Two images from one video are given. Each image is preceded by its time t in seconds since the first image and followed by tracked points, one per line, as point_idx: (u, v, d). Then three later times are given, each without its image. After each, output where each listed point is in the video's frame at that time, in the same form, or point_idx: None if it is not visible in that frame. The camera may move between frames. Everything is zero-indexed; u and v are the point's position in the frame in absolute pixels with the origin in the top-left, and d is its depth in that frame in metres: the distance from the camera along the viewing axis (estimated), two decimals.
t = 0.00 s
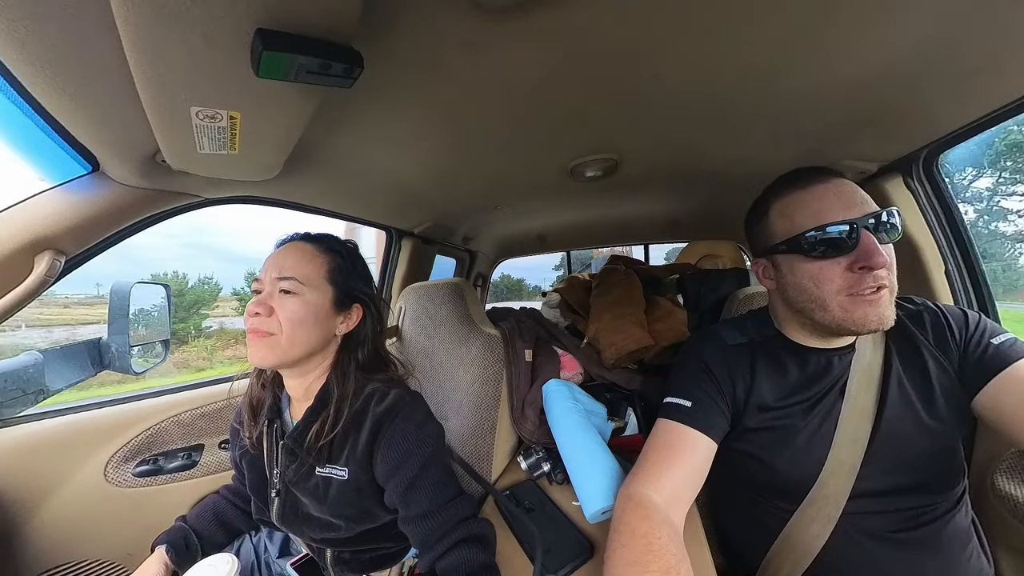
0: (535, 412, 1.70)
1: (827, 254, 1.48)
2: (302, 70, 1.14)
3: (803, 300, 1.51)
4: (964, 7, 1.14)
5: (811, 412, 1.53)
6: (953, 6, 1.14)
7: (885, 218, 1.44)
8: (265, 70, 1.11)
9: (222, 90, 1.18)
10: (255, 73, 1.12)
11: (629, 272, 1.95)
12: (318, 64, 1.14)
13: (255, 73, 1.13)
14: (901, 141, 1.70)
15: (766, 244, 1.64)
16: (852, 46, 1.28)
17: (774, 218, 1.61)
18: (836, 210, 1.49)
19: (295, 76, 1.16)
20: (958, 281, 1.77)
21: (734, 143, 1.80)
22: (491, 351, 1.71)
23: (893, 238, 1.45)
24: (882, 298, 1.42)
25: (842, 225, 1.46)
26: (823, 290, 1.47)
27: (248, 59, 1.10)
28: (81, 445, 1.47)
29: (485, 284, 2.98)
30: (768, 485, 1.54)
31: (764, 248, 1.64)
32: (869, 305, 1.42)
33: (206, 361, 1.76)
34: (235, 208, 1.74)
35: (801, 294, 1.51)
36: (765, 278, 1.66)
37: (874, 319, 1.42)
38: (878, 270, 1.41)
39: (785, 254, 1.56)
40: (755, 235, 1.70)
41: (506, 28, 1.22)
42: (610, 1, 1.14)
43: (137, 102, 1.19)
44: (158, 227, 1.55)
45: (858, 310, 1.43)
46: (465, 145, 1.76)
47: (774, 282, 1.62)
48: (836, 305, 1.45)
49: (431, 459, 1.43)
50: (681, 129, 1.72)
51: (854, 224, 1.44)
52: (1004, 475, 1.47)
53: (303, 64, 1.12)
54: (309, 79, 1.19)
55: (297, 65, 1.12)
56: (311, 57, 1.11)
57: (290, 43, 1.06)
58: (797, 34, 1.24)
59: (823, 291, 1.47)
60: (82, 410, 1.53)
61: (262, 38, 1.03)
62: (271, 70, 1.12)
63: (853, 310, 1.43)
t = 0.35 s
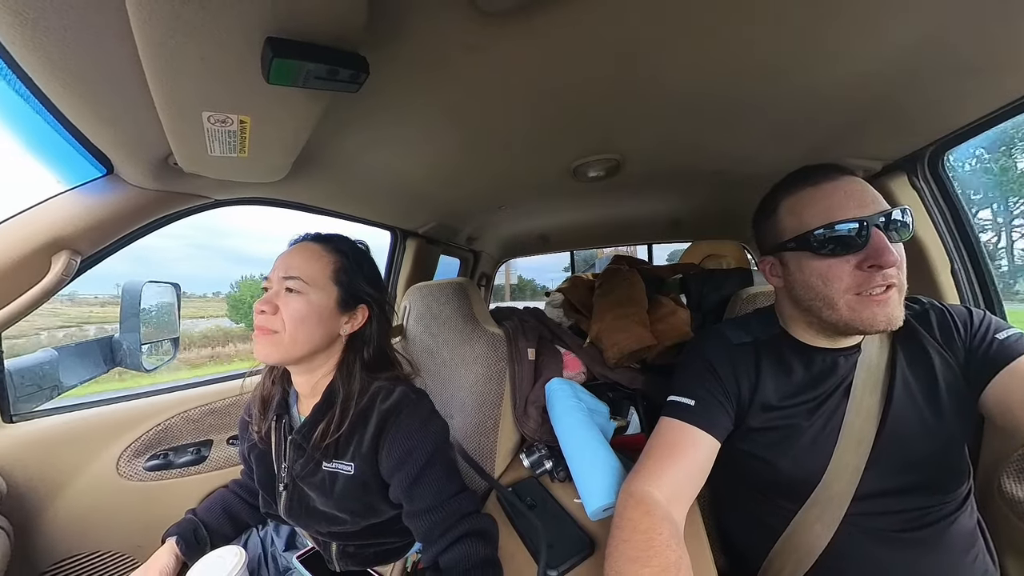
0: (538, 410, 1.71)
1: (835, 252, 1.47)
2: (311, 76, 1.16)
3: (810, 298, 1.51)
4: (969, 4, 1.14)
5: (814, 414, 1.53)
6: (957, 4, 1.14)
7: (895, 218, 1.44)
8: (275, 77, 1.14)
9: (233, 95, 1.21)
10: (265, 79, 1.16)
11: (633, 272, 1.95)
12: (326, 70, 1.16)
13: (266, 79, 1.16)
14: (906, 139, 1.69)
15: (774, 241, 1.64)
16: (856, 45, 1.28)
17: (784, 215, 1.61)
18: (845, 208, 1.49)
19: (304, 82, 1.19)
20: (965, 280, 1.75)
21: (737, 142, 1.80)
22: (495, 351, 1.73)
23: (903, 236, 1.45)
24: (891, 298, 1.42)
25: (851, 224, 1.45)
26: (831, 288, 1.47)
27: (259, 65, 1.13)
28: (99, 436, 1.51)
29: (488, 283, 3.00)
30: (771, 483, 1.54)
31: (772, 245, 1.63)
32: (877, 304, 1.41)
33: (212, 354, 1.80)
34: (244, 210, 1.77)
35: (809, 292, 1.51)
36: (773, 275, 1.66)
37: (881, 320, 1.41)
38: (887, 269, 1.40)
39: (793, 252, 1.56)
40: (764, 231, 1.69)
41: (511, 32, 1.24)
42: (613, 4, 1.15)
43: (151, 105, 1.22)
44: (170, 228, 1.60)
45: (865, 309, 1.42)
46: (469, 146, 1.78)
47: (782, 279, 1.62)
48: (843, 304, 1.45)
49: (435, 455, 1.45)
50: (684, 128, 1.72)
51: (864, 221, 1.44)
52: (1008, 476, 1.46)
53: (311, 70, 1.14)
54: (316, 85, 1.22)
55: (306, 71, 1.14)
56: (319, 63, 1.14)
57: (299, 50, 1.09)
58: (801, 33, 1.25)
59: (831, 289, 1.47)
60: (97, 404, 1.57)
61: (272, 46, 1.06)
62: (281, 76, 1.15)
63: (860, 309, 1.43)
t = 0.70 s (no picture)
0: (542, 412, 1.70)
1: (845, 250, 1.44)
2: (313, 75, 1.17)
3: (820, 298, 1.47)
4: None
5: (824, 417, 1.50)
6: None
7: (905, 214, 1.40)
8: (276, 77, 1.14)
9: (236, 96, 1.22)
10: (267, 79, 1.16)
11: (640, 273, 1.91)
12: (328, 69, 1.16)
13: (266, 78, 1.16)
14: (919, 135, 1.65)
15: (782, 241, 1.60)
16: (869, 38, 1.25)
17: (791, 214, 1.57)
18: (854, 204, 1.45)
19: (305, 82, 1.19)
20: (981, 280, 1.70)
21: (745, 139, 1.77)
22: (499, 352, 1.73)
23: (913, 233, 1.42)
24: (902, 298, 1.38)
25: (861, 221, 1.42)
26: (841, 287, 1.43)
27: (260, 64, 1.13)
28: (106, 433, 1.53)
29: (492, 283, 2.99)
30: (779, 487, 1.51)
31: (780, 244, 1.60)
32: (888, 308, 1.39)
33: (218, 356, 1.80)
34: (247, 210, 1.77)
35: (818, 292, 1.48)
36: (781, 276, 1.62)
37: (893, 321, 1.38)
38: (898, 265, 1.36)
39: (802, 250, 1.53)
40: (770, 231, 1.66)
41: (514, 29, 1.23)
42: None
43: (156, 107, 1.23)
44: (177, 229, 1.61)
45: (876, 312, 1.39)
46: (473, 146, 1.77)
47: (791, 280, 1.58)
48: (854, 304, 1.41)
49: (437, 458, 1.45)
50: (691, 125, 1.69)
51: (873, 218, 1.40)
52: None
53: (313, 69, 1.15)
54: (319, 84, 1.22)
55: (308, 71, 1.15)
56: (321, 62, 1.14)
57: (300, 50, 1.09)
58: (813, 26, 1.21)
59: (841, 289, 1.43)
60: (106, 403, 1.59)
61: (274, 46, 1.06)
62: (282, 76, 1.15)
63: (871, 311, 1.40)
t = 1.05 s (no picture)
0: (544, 412, 1.70)
1: (850, 250, 1.41)
2: (311, 75, 1.15)
3: (826, 299, 1.43)
4: None
5: (832, 418, 1.47)
6: None
7: (914, 212, 1.37)
8: (275, 77, 1.14)
9: (239, 99, 1.22)
10: (266, 80, 1.15)
11: (643, 272, 1.91)
12: (325, 69, 1.14)
13: (266, 80, 1.16)
14: (932, 129, 1.62)
15: (784, 243, 1.57)
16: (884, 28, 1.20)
17: (794, 214, 1.54)
18: (863, 203, 1.42)
19: (305, 82, 1.18)
20: (996, 279, 1.64)
21: (752, 134, 1.74)
22: (501, 351, 1.72)
23: (921, 233, 1.39)
24: (912, 297, 1.34)
25: (867, 221, 1.39)
26: (848, 287, 1.40)
27: (259, 65, 1.12)
28: (111, 432, 1.56)
29: (495, 283, 2.98)
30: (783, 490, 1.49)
31: (784, 246, 1.56)
32: (899, 303, 1.34)
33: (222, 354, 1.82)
34: (249, 211, 1.78)
35: (823, 293, 1.44)
36: (785, 277, 1.58)
37: (903, 320, 1.34)
38: (907, 265, 1.33)
39: (806, 251, 1.49)
40: (773, 232, 1.63)
41: (518, 27, 1.22)
42: None
43: (159, 112, 1.24)
44: (181, 229, 1.62)
45: (887, 309, 1.34)
46: (476, 145, 1.77)
47: (795, 281, 1.54)
48: (862, 304, 1.37)
49: (438, 459, 1.45)
50: (696, 120, 1.66)
51: (879, 218, 1.38)
52: None
53: (311, 69, 1.13)
54: (318, 85, 1.21)
55: (306, 70, 1.13)
56: (319, 62, 1.13)
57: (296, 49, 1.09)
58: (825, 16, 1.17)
59: (847, 289, 1.39)
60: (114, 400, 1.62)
61: (273, 45, 1.06)
62: (281, 76, 1.14)
63: (880, 310, 1.35)
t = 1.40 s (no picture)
0: (547, 414, 1.69)
1: (872, 251, 1.35)
2: (311, 80, 1.14)
3: (847, 304, 1.38)
4: None
5: (850, 421, 1.43)
6: None
7: (938, 209, 1.30)
8: (275, 82, 1.12)
9: (246, 106, 1.24)
10: (266, 86, 1.15)
11: (648, 272, 1.89)
12: (326, 73, 1.13)
13: (266, 85, 1.15)
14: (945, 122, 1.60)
15: (801, 242, 1.52)
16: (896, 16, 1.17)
17: (811, 212, 1.49)
18: (882, 199, 1.37)
19: (306, 86, 1.17)
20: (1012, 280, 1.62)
21: (759, 130, 1.70)
22: (504, 354, 1.71)
23: (948, 231, 1.32)
24: (939, 301, 1.30)
25: (888, 220, 1.32)
26: (872, 291, 1.35)
27: (260, 70, 1.12)
28: (120, 431, 1.59)
29: (500, 283, 2.98)
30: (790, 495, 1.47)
31: (800, 247, 1.51)
32: (926, 310, 1.30)
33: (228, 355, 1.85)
34: (253, 214, 1.80)
35: (844, 297, 1.39)
36: (799, 279, 1.53)
37: (930, 327, 1.30)
38: (935, 267, 1.28)
39: (824, 252, 1.44)
40: (787, 231, 1.58)
41: (525, 30, 1.21)
42: None
43: (164, 120, 1.27)
44: (186, 233, 1.65)
45: (912, 317, 1.31)
46: (481, 147, 1.77)
47: (811, 284, 1.49)
48: (887, 310, 1.33)
49: (440, 462, 1.45)
50: (701, 118, 1.64)
51: (903, 216, 1.31)
52: None
53: (311, 74, 1.12)
54: (318, 89, 1.20)
55: (306, 75, 1.12)
56: (319, 67, 1.12)
57: (295, 55, 1.08)
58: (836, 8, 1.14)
59: (871, 293, 1.35)
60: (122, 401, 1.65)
61: (272, 51, 1.06)
62: (281, 81, 1.13)
63: (907, 318, 1.32)
